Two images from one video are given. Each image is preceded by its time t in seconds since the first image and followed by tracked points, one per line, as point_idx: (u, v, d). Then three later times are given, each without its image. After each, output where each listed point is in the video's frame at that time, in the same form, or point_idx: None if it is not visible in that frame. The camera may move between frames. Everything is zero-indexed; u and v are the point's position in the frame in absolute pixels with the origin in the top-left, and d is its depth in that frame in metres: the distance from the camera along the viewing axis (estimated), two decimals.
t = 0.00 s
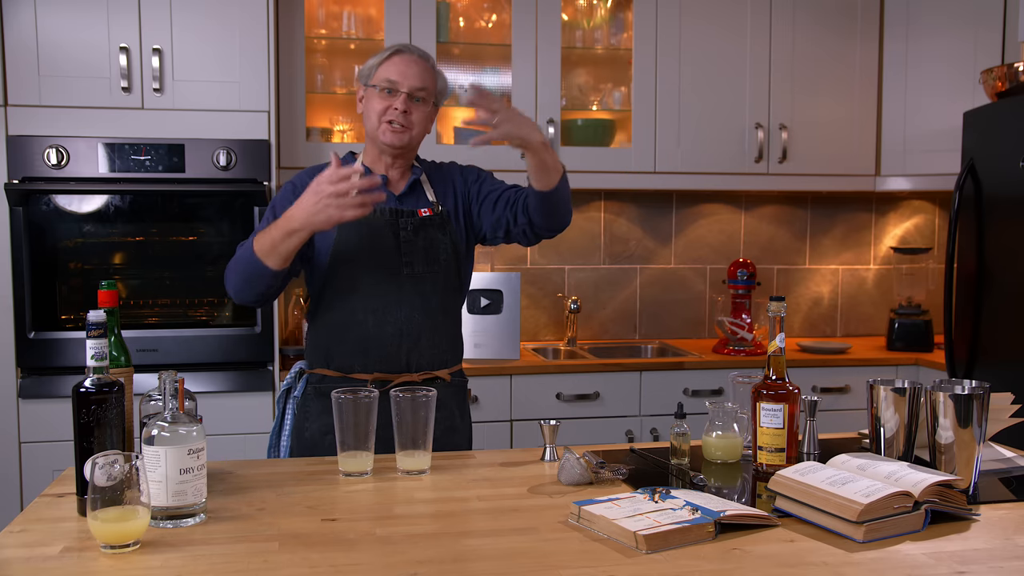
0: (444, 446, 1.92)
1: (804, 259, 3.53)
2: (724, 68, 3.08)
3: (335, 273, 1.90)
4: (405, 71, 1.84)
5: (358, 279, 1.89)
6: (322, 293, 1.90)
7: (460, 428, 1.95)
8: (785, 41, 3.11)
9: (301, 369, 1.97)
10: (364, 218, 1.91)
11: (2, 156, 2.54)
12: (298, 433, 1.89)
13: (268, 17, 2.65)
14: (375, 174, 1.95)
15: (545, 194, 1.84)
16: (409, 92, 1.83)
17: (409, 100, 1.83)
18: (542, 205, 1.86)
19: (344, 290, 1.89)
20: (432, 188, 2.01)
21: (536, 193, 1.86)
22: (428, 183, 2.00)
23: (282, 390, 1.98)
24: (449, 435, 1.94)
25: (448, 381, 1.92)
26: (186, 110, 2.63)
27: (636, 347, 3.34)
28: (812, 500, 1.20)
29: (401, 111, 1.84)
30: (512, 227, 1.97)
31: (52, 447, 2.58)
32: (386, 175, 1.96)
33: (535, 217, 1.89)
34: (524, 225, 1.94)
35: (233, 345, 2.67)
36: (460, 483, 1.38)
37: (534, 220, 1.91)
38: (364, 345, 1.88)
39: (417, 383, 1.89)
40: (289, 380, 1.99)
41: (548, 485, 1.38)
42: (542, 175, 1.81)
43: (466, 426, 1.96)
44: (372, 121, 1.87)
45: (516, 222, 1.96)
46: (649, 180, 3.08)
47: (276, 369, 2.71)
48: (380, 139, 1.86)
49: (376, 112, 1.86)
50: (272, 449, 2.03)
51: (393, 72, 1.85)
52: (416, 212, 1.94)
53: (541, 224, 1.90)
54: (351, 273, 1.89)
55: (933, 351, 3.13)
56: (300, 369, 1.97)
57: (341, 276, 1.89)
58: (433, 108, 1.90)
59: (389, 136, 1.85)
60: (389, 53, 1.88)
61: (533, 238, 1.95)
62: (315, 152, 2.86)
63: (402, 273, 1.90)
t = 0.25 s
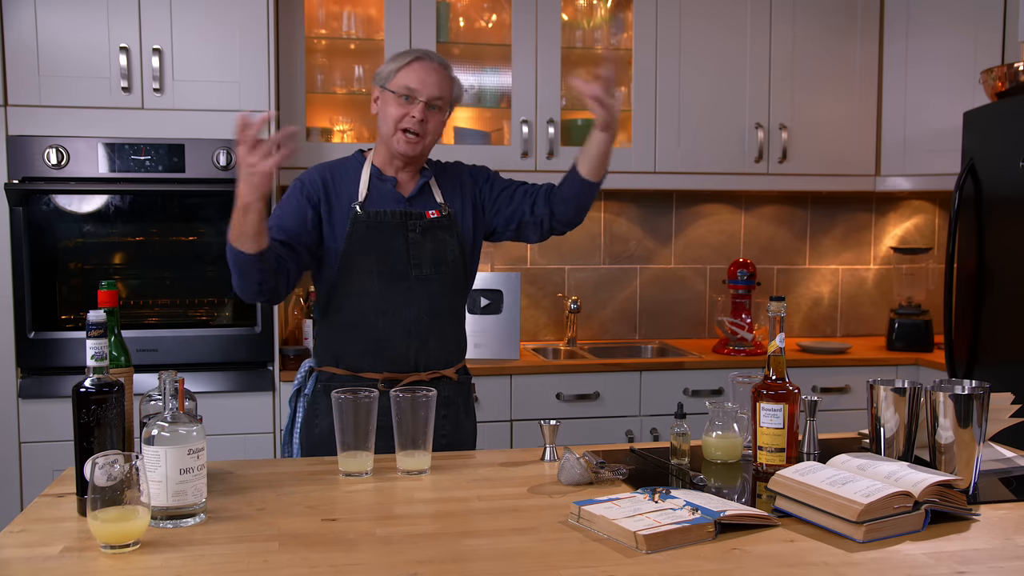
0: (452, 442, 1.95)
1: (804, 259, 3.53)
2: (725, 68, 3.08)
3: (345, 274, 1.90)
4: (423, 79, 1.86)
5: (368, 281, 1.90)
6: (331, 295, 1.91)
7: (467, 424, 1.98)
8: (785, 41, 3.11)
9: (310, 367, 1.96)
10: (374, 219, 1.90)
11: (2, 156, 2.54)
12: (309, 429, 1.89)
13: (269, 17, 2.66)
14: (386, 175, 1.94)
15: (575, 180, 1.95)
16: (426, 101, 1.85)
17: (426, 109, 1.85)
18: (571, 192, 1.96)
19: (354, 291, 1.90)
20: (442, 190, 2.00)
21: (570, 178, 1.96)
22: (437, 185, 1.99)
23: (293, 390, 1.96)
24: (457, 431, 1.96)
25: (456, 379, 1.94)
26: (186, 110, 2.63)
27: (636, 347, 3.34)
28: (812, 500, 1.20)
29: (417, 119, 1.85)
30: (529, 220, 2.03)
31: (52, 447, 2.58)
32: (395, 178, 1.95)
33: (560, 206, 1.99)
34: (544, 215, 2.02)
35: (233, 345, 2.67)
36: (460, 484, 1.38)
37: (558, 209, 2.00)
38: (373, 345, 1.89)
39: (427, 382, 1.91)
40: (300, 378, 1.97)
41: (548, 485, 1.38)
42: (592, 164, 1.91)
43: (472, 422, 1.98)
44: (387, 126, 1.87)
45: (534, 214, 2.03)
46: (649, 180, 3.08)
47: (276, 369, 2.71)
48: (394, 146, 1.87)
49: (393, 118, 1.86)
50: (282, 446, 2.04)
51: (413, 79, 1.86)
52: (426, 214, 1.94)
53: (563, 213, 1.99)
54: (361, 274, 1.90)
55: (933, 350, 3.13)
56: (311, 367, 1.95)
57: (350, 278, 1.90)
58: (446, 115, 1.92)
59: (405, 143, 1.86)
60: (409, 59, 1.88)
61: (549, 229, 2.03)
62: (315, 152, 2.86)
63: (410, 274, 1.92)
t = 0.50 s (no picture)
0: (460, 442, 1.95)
1: (804, 260, 3.53)
2: (726, 68, 3.08)
3: (356, 278, 1.90)
4: (438, 88, 1.86)
5: (378, 283, 1.91)
6: (341, 297, 1.90)
7: (477, 423, 1.98)
8: (785, 41, 3.11)
9: (319, 367, 1.94)
10: (383, 223, 1.91)
11: (2, 156, 2.54)
12: (319, 432, 1.90)
13: (268, 17, 2.66)
14: (394, 179, 1.95)
15: (591, 204, 1.94)
16: (439, 111, 1.86)
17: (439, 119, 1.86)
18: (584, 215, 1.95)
19: (364, 294, 1.90)
20: (450, 195, 2.01)
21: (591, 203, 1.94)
22: (444, 189, 2.00)
23: (302, 392, 1.96)
24: (467, 430, 1.96)
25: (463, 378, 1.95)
26: (186, 110, 2.63)
27: (636, 347, 3.34)
28: (812, 500, 1.20)
29: (429, 129, 1.86)
30: (537, 231, 2.06)
31: (52, 447, 2.58)
32: (403, 182, 1.95)
33: (571, 226, 1.99)
34: (553, 230, 2.03)
35: (233, 345, 2.67)
36: (460, 483, 1.38)
37: (568, 227, 2.01)
38: (382, 346, 1.88)
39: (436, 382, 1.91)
40: (308, 380, 1.97)
41: (548, 485, 1.38)
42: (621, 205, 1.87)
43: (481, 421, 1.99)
44: (398, 133, 1.88)
45: (543, 226, 2.05)
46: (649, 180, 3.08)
47: (276, 369, 2.71)
48: (405, 152, 1.88)
49: (404, 125, 1.87)
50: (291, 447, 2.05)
51: (425, 87, 1.86)
52: (433, 218, 1.94)
53: (573, 232, 2.00)
54: (372, 278, 1.91)
55: (933, 350, 3.13)
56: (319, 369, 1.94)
57: (360, 281, 1.91)
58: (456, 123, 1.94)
59: (416, 151, 1.87)
60: (422, 67, 1.88)
61: (555, 243, 2.06)
62: (315, 152, 2.85)
63: (419, 277, 1.92)
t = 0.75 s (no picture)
0: (462, 442, 1.95)
1: (804, 260, 3.53)
2: (726, 68, 3.08)
3: (358, 278, 1.91)
4: (435, 84, 1.87)
5: (380, 282, 1.91)
6: (345, 297, 1.90)
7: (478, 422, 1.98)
8: (785, 41, 3.11)
9: (322, 368, 1.93)
10: (385, 223, 1.91)
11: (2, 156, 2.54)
12: (321, 432, 1.91)
13: (269, 17, 2.65)
14: (395, 179, 1.95)
15: (589, 203, 1.94)
16: (437, 106, 1.86)
17: (437, 114, 1.86)
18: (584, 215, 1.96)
19: (366, 293, 1.90)
20: (450, 196, 2.01)
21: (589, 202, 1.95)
22: (444, 189, 2.00)
23: (305, 393, 1.94)
24: (469, 429, 1.96)
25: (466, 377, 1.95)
26: (186, 110, 2.63)
27: (636, 347, 3.34)
28: (812, 500, 1.20)
29: (429, 124, 1.86)
30: (538, 231, 2.06)
31: (52, 447, 2.58)
32: (404, 182, 1.95)
33: (571, 225, 1.99)
34: (554, 230, 2.03)
35: (233, 345, 2.67)
36: (460, 483, 1.38)
37: (569, 227, 2.01)
38: (385, 346, 1.88)
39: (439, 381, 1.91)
40: (311, 380, 1.95)
41: (548, 485, 1.38)
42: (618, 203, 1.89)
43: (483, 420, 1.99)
44: (398, 131, 1.88)
45: (544, 227, 2.05)
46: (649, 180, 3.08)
47: (276, 369, 2.71)
48: (405, 150, 1.88)
49: (404, 123, 1.87)
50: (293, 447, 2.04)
51: (423, 84, 1.86)
52: (434, 217, 1.94)
53: (573, 232, 2.00)
54: (374, 277, 1.91)
55: (933, 350, 3.13)
56: (322, 368, 1.93)
57: (363, 281, 1.91)
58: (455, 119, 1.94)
59: (417, 148, 1.87)
60: (418, 65, 1.89)
61: (557, 243, 2.05)
62: (316, 152, 2.85)
63: (421, 276, 1.92)
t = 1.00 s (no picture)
0: (459, 441, 1.95)
1: (804, 260, 3.53)
2: (725, 69, 3.08)
3: (356, 276, 1.91)
4: (435, 84, 1.87)
5: (378, 281, 1.90)
6: (342, 295, 1.90)
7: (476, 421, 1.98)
8: (785, 40, 3.11)
9: (322, 367, 1.90)
10: (383, 222, 1.91)
11: (2, 156, 2.54)
12: (320, 429, 1.90)
13: (269, 17, 2.65)
14: (394, 179, 1.96)
15: (587, 181, 1.96)
16: (437, 106, 1.86)
17: (437, 114, 1.86)
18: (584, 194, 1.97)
19: (364, 291, 1.90)
20: (448, 194, 2.01)
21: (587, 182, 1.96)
22: (443, 189, 2.00)
23: (304, 391, 1.92)
24: (467, 428, 1.96)
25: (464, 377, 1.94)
26: (186, 110, 2.63)
27: (636, 347, 3.34)
28: (812, 500, 1.20)
29: (428, 124, 1.86)
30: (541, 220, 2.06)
31: (51, 447, 2.58)
32: (403, 181, 1.96)
33: (573, 208, 2.00)
34: (557, 217, 2.03)
35: (232, 345, 2.67)
36: (460, 484, 1.38)
37: (571, 211, 2.01)
38: (382, 344, 1.89)
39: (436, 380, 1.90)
40: (310, 378, 1.93)
41: (548, 485, 1.38)
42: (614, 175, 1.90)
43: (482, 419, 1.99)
44: (398, 131, 1.88)
45: (547, 215, 2.05)
46: (649, 179, 3.08)
47: (276, 369, 2.71)
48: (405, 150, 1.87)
49: (404, 123, 1.87)
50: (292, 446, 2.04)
51: (423, 84, 1.86)
52: (432, 216, 1.95)
53: (577, 215, 2.00)
54: (372, 276, 1.90)
55: (933, 350, 3.13)
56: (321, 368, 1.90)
57: (361, 279, 1.91)
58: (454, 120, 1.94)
59: (418, 148, 1.86)
60: (417, 65, 1.89)
61: (562, 228, 2.05)
62: (315, 152, 2.85)
63: (419, 275, 1.92)
